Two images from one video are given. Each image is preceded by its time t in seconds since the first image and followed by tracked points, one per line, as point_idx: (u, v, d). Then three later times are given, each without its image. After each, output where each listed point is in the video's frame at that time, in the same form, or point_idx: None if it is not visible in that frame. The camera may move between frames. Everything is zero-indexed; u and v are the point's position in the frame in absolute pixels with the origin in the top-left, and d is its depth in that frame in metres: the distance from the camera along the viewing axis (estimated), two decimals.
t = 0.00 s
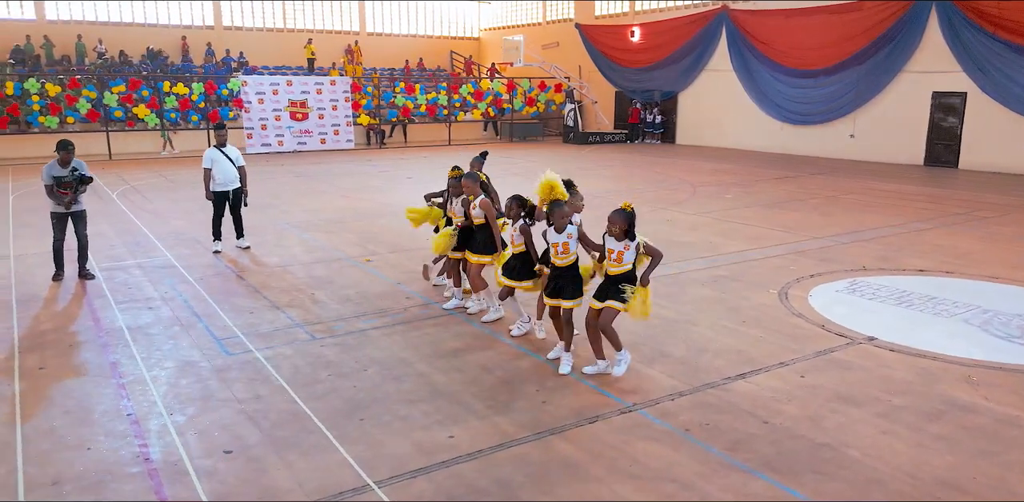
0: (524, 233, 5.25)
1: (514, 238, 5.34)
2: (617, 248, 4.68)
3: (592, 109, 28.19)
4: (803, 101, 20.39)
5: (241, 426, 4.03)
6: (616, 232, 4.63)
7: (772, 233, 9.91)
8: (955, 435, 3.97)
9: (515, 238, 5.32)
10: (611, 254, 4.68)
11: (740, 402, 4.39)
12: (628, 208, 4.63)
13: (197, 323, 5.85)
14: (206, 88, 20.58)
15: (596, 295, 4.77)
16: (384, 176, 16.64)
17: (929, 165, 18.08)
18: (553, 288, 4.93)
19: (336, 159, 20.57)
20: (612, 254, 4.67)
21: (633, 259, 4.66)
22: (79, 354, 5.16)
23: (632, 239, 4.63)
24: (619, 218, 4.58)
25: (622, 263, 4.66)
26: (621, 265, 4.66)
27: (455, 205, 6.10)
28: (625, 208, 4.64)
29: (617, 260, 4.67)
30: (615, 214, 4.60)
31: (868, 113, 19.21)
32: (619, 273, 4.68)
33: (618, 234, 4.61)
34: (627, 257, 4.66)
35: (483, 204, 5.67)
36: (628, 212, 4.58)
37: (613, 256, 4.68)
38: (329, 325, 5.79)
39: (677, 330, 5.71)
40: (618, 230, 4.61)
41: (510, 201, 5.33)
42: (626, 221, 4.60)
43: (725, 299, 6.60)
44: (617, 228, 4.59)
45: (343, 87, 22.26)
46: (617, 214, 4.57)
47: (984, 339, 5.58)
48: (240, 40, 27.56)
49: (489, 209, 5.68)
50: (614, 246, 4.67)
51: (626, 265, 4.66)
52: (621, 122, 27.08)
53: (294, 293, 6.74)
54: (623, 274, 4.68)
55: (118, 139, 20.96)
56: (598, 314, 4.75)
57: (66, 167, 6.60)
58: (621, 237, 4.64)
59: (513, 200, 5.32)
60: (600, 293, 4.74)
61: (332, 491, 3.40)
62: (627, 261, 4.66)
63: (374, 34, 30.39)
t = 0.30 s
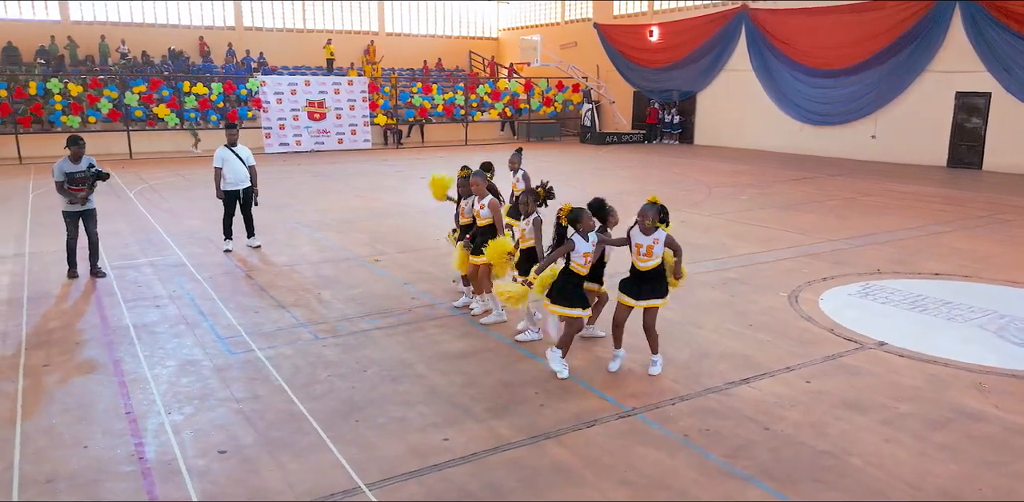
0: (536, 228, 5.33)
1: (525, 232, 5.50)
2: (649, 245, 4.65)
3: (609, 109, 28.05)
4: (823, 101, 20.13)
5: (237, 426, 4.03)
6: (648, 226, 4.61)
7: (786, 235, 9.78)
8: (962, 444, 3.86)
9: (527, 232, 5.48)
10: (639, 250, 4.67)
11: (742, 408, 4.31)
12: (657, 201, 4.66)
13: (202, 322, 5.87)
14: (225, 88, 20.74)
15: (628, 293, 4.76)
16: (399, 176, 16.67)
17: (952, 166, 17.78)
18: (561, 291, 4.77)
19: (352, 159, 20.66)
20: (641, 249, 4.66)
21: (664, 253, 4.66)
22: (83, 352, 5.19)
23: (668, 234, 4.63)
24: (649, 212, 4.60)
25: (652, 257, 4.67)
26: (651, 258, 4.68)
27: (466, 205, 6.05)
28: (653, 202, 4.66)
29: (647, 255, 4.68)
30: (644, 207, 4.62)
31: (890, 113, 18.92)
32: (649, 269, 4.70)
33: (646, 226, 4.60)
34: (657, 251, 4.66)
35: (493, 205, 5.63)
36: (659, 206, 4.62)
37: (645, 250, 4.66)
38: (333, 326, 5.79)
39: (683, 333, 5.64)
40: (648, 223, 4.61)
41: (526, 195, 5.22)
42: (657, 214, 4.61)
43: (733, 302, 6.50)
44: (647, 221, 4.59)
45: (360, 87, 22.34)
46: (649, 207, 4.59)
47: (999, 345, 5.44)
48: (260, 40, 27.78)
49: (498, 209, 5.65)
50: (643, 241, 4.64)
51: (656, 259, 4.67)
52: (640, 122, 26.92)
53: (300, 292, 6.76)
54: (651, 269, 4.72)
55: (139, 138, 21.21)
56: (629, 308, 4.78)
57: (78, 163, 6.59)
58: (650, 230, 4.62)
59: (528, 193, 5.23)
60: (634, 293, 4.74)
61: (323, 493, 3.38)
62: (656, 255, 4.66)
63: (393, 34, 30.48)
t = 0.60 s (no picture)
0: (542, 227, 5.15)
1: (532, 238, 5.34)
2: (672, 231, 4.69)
3: (628, 109, 27.90)
4: (845, 101, 19.84)
5: (234, 425, 4.04)
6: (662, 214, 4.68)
7: (801, 236, 9.64)
8: (970, 454, 3.76)
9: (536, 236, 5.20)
10: (662, 236, 4.71)
11: (743, 414, 4.24)
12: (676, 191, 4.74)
13: (208, 321, 5.90)
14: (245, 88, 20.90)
15: (656, 284, 4.78)
16: (415, 175, 16.70)
17: (977, 168, 17.48)
18: (586, 303, 4.60)
19: (369, 159, 20.74)
20: (663, 234, 4.70)
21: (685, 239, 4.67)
22: (89, 349, 5.23)
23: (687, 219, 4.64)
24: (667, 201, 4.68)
25: (673, 241, 4.69)
26: (675, 244, 4.69)
27: (471, 205, 5.88)
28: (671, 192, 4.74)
29: (669, 243, 4.72)
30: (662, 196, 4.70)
31: (913, 113, 18.61)
32: (673, 253, 4.72)
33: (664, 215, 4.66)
34: (680, 235, 4.68)
35: (500, 199, 5.57)
36: (675, 194, 4.73)
37: (667, 235, 4.70)
38: (337, 326, 5.79)
39: (689, 337, 5.56)
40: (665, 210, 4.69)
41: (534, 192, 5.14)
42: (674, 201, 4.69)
43: (742, 305, 6.41)
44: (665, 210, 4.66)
45: (378, 87, 22.41)
46: (665, 195, 4.67)
47: (1014, 352, 5.31)
48: (281, 41, 28.00)
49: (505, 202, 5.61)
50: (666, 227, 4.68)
51: (679, 244, 4.68)
52: (658, 122, 26.77)
53: (308, 292, 6.77)
54: (677, 254, 4.73)
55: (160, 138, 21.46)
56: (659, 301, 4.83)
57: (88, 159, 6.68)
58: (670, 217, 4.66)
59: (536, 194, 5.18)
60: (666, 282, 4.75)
61: (312, 495, 3.36)
62: (680, 240, 4.68)
63: (412, 35, 30.58)
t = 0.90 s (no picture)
0: (556, 236, 4.98)
1: (540, 243, 5.04)
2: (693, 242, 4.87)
3: (645, 109, 27.74)
4: (865, 101, 19.55)
5: (228, 425, 4.04)
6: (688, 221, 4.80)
7: (814, 239, 9.51)
8: (975, 464, 3.66)
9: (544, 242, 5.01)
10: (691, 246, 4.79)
11: (743, 419, 4.16)
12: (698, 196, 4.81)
13: (212, 319, 5.93)
14: (261, 88, 21.04)
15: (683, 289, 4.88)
16: (428, 175, 16.71)
17: (1000, 170, 17.16)
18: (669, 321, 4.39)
19: (384, 158, 20.79)
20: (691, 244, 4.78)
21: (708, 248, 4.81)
22: (93, 346, 5.28)
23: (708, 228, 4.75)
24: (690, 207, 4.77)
25: (698, 252, 4.82)
26: (699, 253, 4.82)
27: (461, 206, 5.86)
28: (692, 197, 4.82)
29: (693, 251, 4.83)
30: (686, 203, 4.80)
31: (934, 114, 18.31)
32: (698, 261, 4.84)
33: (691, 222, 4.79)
34: (703, 246, 4.80)
35: (504, 208, 5.40)
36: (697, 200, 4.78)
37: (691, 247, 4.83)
38: (339, 326, 5.78)
39: (692, 340, 5.48)
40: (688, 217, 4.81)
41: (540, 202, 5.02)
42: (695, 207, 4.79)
43: (750, 308, 6.32)
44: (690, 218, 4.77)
45: (394, 87, 22.46)
46: (689, 202, 4.75)
47: None
48: (299, 41, 28.18)
49: (509, 211, 5.43)
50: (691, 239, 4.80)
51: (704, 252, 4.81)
52: (675, 122, 26.58)
53: (313, 292, 6.78)
54: (702, 261, 4.87)
55: (178, 137, 21.66)
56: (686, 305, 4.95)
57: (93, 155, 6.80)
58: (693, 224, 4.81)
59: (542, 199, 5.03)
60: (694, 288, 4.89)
61: (301, 497, 3.35)
62: (705, 248, 4.81)
63: (430, 35, 30.62)
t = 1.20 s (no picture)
0: (557, 238, 4.84)
1: (539, 245, 4.91)
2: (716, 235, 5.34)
3: (654, 109, 27.60)
4: (877, 100, 19.35)
5: (216, 425, 4.02)
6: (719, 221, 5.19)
7: (820, 239, 9.41)
8: (972, 470, 3.57)
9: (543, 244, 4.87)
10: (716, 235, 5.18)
11: (736, 422, 4.10)
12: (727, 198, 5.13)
13: (208, 318, 5.93)
14: (270, 87, 21.10)
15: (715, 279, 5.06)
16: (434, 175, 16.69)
17: (1013, 170, 16.94)
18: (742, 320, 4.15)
19: (392, 158, 20.80)
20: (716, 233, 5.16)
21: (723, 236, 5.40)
22: (88, 344, 5.28)
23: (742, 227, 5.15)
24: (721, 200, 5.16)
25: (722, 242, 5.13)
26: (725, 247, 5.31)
27: (453, 204, 5.89)
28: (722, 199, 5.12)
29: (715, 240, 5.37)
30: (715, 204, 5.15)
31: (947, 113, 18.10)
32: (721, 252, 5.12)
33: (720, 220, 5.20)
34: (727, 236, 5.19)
35: (504, 211, 5.39)
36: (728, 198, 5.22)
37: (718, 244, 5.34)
38: (335, 325, 5.76)
39: (691, 341, 5.42)
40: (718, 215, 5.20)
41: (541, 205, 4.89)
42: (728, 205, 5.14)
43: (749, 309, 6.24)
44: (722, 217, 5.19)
45: (403, 87, 22.48)
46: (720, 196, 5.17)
47: None
48: (310, 41, 28.26)
49: (509, 214, 5.41)
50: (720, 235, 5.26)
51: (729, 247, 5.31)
52: (685, 122, 26.45)
53: (311, 291, 6.77)
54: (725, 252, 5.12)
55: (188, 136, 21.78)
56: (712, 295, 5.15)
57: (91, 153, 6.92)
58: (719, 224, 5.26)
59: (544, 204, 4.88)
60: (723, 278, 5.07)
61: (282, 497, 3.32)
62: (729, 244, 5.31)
63: (440, 35, 30.63)
